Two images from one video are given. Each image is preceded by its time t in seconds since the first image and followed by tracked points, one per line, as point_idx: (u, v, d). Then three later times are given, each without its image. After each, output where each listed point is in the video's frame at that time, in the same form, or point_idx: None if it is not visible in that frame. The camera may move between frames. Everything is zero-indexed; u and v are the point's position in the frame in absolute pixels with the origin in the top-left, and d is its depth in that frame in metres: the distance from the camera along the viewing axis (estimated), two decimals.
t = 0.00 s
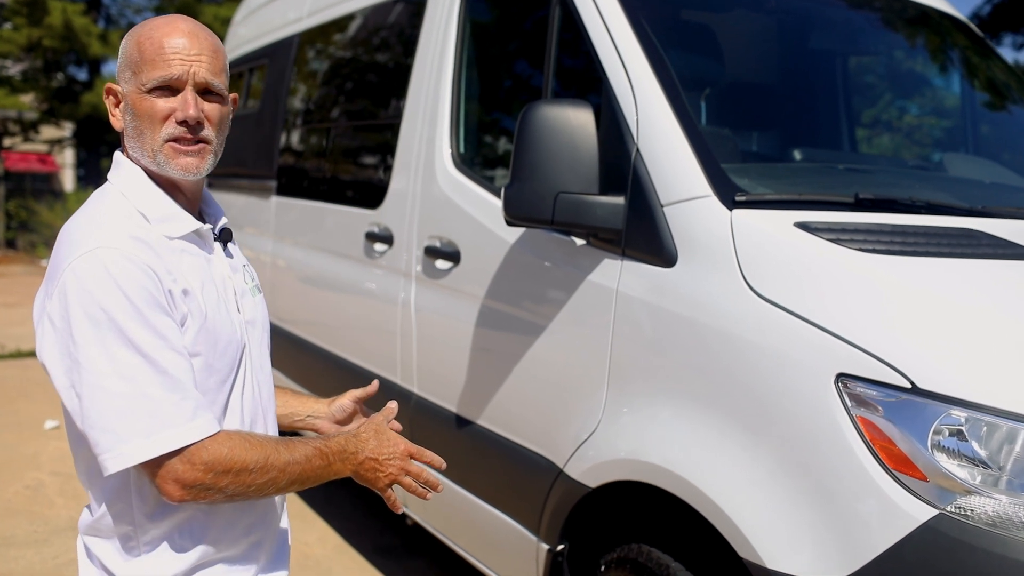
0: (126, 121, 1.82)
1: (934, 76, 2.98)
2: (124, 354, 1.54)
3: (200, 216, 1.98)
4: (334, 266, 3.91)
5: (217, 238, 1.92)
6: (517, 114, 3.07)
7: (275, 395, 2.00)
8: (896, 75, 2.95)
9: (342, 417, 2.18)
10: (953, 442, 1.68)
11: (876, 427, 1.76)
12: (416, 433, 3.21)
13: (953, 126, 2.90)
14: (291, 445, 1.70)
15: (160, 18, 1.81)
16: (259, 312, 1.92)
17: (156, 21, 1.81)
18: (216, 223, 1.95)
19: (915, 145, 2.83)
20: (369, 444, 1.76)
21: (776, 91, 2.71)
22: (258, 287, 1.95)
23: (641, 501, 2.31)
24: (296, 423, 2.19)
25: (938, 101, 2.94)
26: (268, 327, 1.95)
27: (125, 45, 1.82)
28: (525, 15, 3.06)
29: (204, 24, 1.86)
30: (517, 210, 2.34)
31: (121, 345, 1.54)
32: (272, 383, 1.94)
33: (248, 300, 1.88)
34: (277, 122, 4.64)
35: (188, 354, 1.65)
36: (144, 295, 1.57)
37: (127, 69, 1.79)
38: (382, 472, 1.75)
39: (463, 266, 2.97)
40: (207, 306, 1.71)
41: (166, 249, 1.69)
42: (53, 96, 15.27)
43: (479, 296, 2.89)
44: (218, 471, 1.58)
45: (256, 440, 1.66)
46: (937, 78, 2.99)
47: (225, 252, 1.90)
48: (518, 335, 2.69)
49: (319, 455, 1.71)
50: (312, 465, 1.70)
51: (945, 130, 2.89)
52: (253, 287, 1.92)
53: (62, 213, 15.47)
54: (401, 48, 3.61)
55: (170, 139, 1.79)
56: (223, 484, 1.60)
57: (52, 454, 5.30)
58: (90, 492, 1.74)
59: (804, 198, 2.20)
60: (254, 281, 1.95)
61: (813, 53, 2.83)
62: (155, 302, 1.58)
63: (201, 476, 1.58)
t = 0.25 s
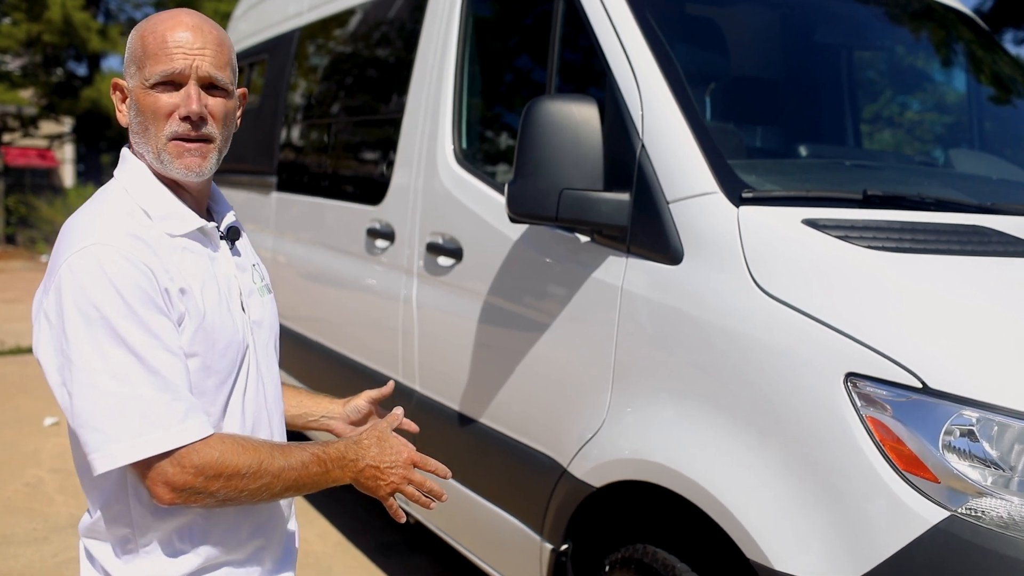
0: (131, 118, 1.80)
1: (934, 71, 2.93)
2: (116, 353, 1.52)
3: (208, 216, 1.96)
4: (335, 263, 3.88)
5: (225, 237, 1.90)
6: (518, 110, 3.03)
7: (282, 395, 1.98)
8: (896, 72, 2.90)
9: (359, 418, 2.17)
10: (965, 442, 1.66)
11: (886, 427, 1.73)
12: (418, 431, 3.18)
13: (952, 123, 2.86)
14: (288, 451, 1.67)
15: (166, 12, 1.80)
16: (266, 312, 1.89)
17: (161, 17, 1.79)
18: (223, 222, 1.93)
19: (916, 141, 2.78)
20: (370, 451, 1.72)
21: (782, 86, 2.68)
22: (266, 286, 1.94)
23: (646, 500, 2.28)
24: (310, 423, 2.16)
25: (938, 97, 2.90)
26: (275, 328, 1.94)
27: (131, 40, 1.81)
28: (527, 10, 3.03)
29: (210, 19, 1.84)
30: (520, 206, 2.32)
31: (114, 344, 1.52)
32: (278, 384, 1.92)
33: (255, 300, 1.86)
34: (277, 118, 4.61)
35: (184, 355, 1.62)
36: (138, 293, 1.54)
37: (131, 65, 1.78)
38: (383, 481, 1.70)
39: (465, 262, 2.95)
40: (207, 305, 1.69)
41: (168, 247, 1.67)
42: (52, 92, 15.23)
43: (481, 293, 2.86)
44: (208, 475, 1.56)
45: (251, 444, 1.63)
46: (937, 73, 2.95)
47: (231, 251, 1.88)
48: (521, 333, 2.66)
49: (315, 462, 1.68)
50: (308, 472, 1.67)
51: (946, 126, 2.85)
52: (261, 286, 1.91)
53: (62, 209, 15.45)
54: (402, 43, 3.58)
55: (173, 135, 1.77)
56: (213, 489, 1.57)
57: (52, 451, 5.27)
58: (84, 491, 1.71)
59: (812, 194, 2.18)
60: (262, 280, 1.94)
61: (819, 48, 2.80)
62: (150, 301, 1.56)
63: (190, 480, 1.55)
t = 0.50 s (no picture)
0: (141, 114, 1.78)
1: (936, 69, 2.89)
2: (115, 352, 1.49)
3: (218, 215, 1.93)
4: (335, 260, 3.85)
5: (234, 237, 1.87)
6: (520, 107, 2.99)
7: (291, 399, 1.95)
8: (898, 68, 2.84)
9: (371, 421, 2.12)
10: (978, 445, 1.63)
11: (898, 430, 1.70)
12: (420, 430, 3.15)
13: (955, 119, 2.83)
14: (290, 455, 1.64)
15: (176, 6, 1.77)
16: (277, 314, 1.86)
17: (172, 11, 1.76)
18: (232, 222, 1.90)
19: (918, 138, 2.75)
20: (376, 457, 1.69)
21: (788, 83, 2.65)
22: (277, 287, 1.91)
23: (652, 502, 2.25)
24: (322, 425, 2.14)
25: (941, 93, 2.86)
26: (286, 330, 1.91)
27: (142, 35, 1.79)
28: (528, 6, 3.00)
29: (222, 13, 1.82)
30: (523, 204, 2.29)
31: (113, 344, 1.49)
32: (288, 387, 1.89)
33: (264, 301, 1.83)
34: (277, 114, 4.57)
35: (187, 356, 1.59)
36: (141, 293, 1.51)
37: (142, 59, 1.75)
38: (390, 486, 1.68)
39: (468, 260, 2.92)
40: (214, 306, 1.65)
41: (174, 245, 1.64)
42: (52, 88, 15.18)
43: (484, 292, 2.83)
44: (207, 480, 1.53)
45: (252, 448, 1.60)
46: (940, 70, 2.90)
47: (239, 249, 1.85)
48: (524, 332, 2.63)
49: (319, 467, 1.65)
50: (311, 477, 1.64)
51: (948, 123, 2.82)
52: (271, 287, 1.88)
53: (61, 205, 15.41)
54: (402, 39, 3.55)
55: (182, 130, 1.74)
56: (213, 494, 1.54)
57: (51, 449, 5.24)
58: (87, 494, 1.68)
59: (820, 192, 2.15)
60: (273, 280, 1.91)
61: (826, 44, 2.76)
62: (153, 300, 1.53)
63: (189, 485, 1.53)
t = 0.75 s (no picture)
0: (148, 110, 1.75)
1: (936, 66, 2.81)
2: (118, 352, 1.46)
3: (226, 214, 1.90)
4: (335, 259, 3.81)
5: (242, 237, 1.84)
6: (521, 105, 2.95)
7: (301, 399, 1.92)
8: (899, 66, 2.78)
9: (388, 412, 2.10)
10: (992, 449, 1.60)
11: (911, 433, 1.66)
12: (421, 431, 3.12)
13: (955, 118, 2.74)
14: (300, 454, 1.60)
15: (187, 1, 1.74)
16: (285, 315, 1.83)
17: (183, 5, 1.73)
18: (240, 222, 1.87)
19: (917, 136, 2.67)
20: (388, 452, 1.67)
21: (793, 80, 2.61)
22: (286, 288, 1.87)
23: (657, 505, 2.22)
24: (338, 419, 2.11)
25: (940, 91, 2.78)
26: (295, 331, 1.87)
27: (152, 29, 1.76)
28: (530, 3, 2.96)
29: (234, 9, 1.78)
30: (526, 201, 2.25)
31: (116, 343, 1.46)
32: (296, 389, 1.86)
33: (273, 302, 1.79)
34: (277, 112, 4.54)
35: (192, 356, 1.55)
36: (145, 293, 1.48)
37: (151, 54, 1.72)
38: (404, 480, 1.66)
39: (469, 260, 2.88)
40: (220, 307, 1.62)
41: (178, 245, 1.60)
42: (51, 86, 15.14)
43: (486, 292, 2.80)
44: (216, 482, 1.49)
45: (260, 448, 1.56)
46: (940, 67, 2.83)
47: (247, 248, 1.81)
48: (527, 332, 2.60)
49: (330, 464, 1.61)
50: (322, 475, 1.60)
51: (948, 121, 2.74)
52: (280, 288, 1.84)
53: (61, 204, 15.38)
54: (402, 37, 3.51)
55: (191, 127, 1.70)
56: (221, 496, 1.50)
57: (49, 449, 5.21)
58: (92, 497, 1.65)
59: (829, 189, 2.11)
60: (282, 281, 1.87)
61: (832, 41, 2.72)
62: (157, 300, 1.49)
63: (197, 488, 1.49)
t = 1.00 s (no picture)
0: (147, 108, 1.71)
1: (938, 64, 2.76)
2: (118, 357, 1.42)
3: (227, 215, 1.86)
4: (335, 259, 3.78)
5: (243, 238, 1.81)
6: (522, 102, 2.93)
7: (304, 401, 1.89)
8: (900, 64, 2.74)
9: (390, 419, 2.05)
10: (1003, 455, 1.56)
11: (920, 439, 1.63)
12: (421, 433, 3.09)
13: (957, 116, 2.70)
14: (304, 459, 1.56)
15: None
16: (288, 318, 1.79)
17: (183, 2, 1.69)
18: (240, 225, 1.83)
19: (919, 134, 2.64)
20: (392, 454, 1.63)
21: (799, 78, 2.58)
22: (290, 291, 1.84)
23: (661, 510, 2.18)
24: (344, 425, 2.08)
25: (942, 89, 2.74)
26: (299, 334, 1.84)
27: (152, 26, 1.72)
28: None
29: (235, 6, 1.74)
30: (528, 201, 2.22)
31: (116, 348, 1.42)
32: (300, 394, 1.82)
33: (275, 305, 1.76)
34: (276, 110, 4.50)
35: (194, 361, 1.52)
36: (143, 295, 1.44)
37: (150, 52, 1.69)
38: (410, 484, 1.61)
39: (470, 260, 2.85)
40: (220, 309, 1.58)
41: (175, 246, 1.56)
42: (51, 84, 15.10)
43: (486, 293, 2.76)
44: (219, 488, 1.46)
45: (263, 453, 1.53)
46: (942, 66, 2.77)
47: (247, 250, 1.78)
48: (528, 333, 2.56)
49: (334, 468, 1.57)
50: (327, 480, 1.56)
51: (949, 119, 2.70)
52: (283, 291, 1.81)
53: (60, 202, 15.34)
54: (402, 34, 3.47)
55: (189, 127, 1.67)
56: (225, 503, 1.47)
57: (47, 450, 5.17)
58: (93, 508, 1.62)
59: (836, 189, 2.07)
60: (285, 283, 1.84)
61: (838, 38, 2.69)
62: (155, 302, 1.46)
63: (200, 495, 1.45)
